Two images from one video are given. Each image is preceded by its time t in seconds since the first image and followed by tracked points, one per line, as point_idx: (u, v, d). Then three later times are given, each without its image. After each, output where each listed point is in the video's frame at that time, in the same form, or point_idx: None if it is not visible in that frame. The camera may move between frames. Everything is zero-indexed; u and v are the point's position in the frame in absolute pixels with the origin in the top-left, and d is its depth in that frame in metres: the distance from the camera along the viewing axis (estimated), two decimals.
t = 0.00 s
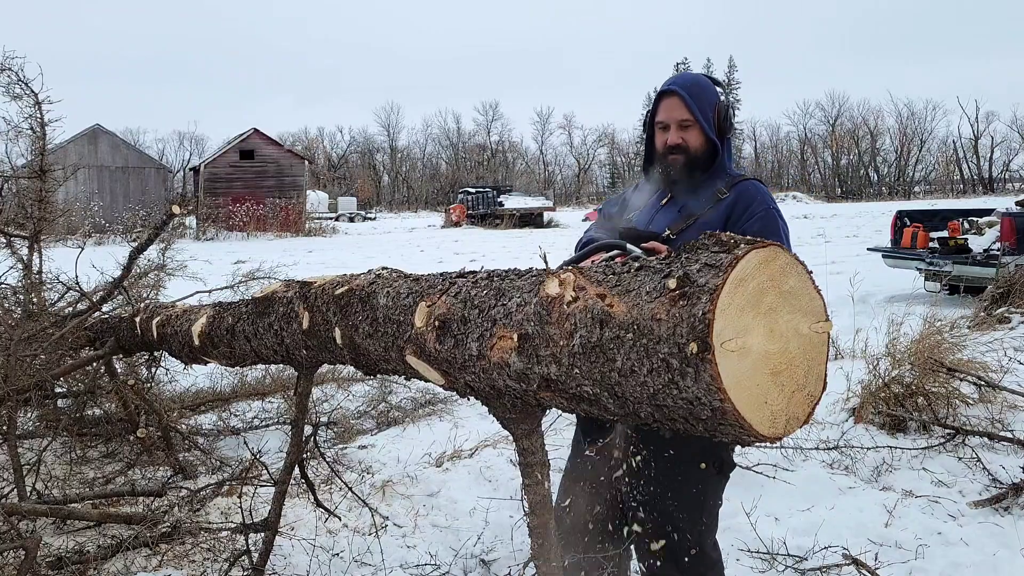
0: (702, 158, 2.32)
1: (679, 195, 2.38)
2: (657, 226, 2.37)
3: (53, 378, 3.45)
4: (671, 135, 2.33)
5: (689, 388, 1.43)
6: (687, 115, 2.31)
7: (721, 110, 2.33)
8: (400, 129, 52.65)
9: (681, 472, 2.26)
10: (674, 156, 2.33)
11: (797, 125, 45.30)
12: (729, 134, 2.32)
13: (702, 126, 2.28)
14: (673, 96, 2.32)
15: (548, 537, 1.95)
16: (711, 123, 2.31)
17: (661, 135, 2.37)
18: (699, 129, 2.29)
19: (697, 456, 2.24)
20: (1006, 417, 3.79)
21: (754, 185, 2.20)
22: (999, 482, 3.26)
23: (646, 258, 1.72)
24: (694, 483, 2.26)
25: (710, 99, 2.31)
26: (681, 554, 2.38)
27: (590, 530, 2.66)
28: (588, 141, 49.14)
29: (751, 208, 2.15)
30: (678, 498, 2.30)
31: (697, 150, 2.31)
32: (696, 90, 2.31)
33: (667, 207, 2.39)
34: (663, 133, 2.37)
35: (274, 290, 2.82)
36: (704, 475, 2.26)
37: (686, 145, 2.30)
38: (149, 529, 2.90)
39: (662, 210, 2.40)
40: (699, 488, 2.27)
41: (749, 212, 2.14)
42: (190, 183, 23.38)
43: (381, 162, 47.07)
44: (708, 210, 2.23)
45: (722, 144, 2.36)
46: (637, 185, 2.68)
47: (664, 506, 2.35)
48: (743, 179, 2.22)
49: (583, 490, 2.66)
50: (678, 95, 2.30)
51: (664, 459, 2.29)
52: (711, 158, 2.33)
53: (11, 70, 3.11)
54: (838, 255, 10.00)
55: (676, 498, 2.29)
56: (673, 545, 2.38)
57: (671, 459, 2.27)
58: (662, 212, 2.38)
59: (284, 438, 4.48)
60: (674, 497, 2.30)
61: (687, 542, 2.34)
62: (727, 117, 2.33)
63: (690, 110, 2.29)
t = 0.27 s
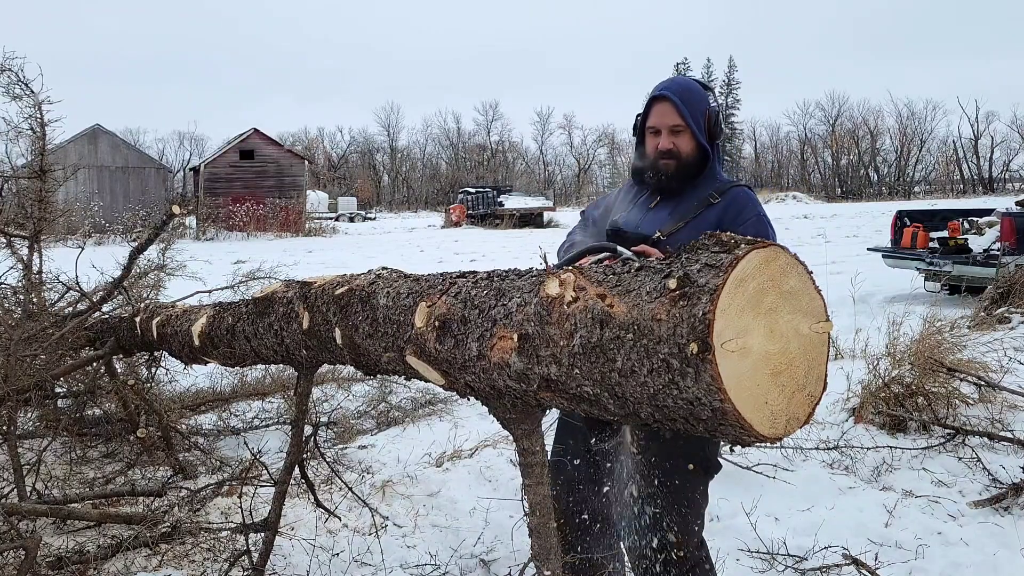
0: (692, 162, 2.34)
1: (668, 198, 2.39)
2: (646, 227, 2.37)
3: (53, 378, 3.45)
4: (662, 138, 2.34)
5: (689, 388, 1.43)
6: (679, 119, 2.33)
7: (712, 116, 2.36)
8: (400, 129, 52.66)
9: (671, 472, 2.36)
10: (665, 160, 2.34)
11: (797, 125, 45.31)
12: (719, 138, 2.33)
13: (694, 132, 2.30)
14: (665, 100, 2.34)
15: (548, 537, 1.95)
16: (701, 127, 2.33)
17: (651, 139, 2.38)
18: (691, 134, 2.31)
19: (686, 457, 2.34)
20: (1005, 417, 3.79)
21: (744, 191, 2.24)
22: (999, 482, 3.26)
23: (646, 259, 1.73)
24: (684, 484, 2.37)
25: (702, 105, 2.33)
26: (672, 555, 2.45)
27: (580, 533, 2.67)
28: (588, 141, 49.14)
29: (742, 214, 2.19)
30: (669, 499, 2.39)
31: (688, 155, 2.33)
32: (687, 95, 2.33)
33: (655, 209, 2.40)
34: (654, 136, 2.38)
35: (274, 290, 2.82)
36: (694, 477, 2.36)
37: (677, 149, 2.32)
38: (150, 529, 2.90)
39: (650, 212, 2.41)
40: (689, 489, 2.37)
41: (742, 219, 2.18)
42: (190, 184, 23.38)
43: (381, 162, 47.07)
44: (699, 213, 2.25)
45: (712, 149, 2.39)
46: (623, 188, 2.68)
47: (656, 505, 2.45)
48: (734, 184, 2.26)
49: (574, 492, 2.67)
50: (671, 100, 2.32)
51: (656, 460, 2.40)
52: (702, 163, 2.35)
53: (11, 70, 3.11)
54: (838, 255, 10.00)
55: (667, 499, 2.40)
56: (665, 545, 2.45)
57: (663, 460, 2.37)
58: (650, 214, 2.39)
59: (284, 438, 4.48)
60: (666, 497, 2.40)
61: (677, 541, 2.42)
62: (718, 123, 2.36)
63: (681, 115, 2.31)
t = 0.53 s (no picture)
0: (683, 162, 2.34)
1: (660, 198, 2.39)
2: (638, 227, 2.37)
3: (53, 378, 3.45)
4: (653, 138, 2.34)
5: (690, 388, 1.43)
6: (670, 119, 2.33)
7: (702, 115, 2.36)
8: (400, 129, 52.66)
9: (671, 475, 2.35)
10: (657, 159, 2.34)
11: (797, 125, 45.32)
12: (710, 137, 2.34)
13: (685, 131, 2.30)
14: (655, 99, 2.34)
15: (549, 537, 1.95)
16: (693, 126, 2.33)
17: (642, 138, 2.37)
18: (682, 133, 2.31)
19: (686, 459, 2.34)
20: (1005, 417, 3.79)
21: (736, 189, 2.24)
22: (999, 482, 3.26)
23: (645, 259, 1.73)
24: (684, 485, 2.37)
25: (692, 104, 2.34)
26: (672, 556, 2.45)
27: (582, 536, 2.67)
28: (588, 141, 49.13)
29: (736, 212, 2.18)
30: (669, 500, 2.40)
31: (679, 154, 2.33)
32: (678, 95, 2.33)
33: (647, 209, 2.39)
34: (645, 136, 2.38)
35: (274, 291, 2.82)
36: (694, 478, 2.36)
37: (669, 149, 2.32)
38: (150, 529, 2.90)
39: (642, 212, 2.41)
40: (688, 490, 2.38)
41: (736, 216, 2.18)
42: (190, 184, 23.38)
43: (381, 162, 47.07)
44: (693, 212, 2.24)
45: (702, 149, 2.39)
46: (613, 188, 2.68)
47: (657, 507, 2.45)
48: (726, 183, 2.26)
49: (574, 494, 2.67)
50: (662, 99, 2.32)
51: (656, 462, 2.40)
52: (693, 162, 2.35)
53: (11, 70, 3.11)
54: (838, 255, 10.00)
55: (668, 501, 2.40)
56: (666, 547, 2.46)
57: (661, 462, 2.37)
58: (643, 214, 2.39)
59: (284, 438, 4.48)
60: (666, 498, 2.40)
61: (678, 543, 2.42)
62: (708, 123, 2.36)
63: (673, 114, 2.31)
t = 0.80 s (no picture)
0: (680, 161, 2.35)
1: (657, 197, 2.39)
2: (635, 226, 2.37)
3: (53, 378, 3.45)
4: (649, 137, 2.34)
5: (690, 389, 1.43)
6: (666, 118, 2.33)
7: (697, 114, 2.37)
8: (400, 129, 52.67)
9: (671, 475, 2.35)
10: (653, 159, 2.34)
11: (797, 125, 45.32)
12: (706, 136, 2.34)
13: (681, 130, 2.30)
14: (652, 99, 2.34)
15: (549, 537, 1.95)
16: (689, 124, 2.33)
17: (639, 138, 2.38)
18: (678, 132, 2.31)
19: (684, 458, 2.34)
20: (1005, 417, 3.79)
21: (733, 187, 2.24)
22: (1000, 482, 3.26)
23: (645, 259, 1.73)
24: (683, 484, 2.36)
25: (688, 104, 2.34)
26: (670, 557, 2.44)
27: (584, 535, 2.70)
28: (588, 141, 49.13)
29: (733, 209, 2.18)
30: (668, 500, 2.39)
31: (675, 153, 2.33)
32: (674, 93, 2.33)
33: (644, 209, 2.39)
34: (642, 135, 2.38)
35: (274, 291, 2.82)
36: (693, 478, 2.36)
37: (665, 148, 2.32)
38: (150, 529, 2.90)
39: (638, 211, 2.41)
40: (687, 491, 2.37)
41: (732, 213, 2.18)
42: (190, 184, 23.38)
43: (381, 162, 47.07)
44: (689, 211, 2.24)
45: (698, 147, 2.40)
46: (609, 187, 2.68)
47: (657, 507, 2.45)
48: (722, 181, 2.26)
49: (576, 494, 2.68)
50: (658, 98, 2.32)
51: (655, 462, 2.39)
52: (689, 160, 2.36)
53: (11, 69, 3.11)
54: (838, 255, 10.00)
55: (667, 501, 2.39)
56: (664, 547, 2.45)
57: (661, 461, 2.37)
58: (640, 213, 2.39)
59: (284, 438, 4.48)
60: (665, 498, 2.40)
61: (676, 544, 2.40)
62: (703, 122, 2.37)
63: (669, 113, 2.31)
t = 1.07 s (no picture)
0: (677, 161, 2.35)
1: (654, 197, 2.40)
2: (633, 226, 2.38)
3: (53, 378, 3.45)
4: (647, 137, 2.34)
5: (690, 389, 1.43)
6: (664, 118, 2.32)
7: (695, 114, 2.36)
8: (400, 129, 52.67)
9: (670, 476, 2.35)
10: (651, 159, 2.34)
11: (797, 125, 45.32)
12: (704, 135, 2.34)
13: (679, 131, 2.30)
14: (649, 99, 2.33)
15: (549, 537, 1.95)
16: (687, 124, 2.33)
17: (636, 138, 2.37)
18: (675, 133, 2.31)
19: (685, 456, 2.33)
20: (1005, 417, 3.79)
21: (730, 185, 2.24)
22: (1000, 482, 3.26)
23: (645, 259, 1.73)
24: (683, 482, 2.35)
25: (685, 104, 2.33)
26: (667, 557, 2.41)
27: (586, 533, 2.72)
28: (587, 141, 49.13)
29: (730, 208, 2.18)
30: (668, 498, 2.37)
31: (673, 153, 2.33)
32: (671, 94, 2.32)
33: (642, 209, 2.40)
34: (639, 136, 2.38)
35: (274, 291, 2.82)
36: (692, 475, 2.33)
37: (663, 149, 2.32)
38: (149, 529, 2.90)
39: (636, 211, 2.41)
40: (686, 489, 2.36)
41: (729, 212, 2.18)
42: (190, 184, 23.38)
43: (381, 162, 47.08)
44: (687, 210, 2.25)
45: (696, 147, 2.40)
46: (606, 187, 2.68)
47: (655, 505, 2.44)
48: (719, 180, 2.26)
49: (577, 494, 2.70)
50: (655, 99, 2.31)
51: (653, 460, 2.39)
52: (686, 161, 2.36)
53: (11, 69, 3.11)
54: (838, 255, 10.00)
55: (665, 500, 2.38)
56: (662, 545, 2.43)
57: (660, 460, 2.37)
58: (638, 213, 2.39)
59: (284, 437, 4.48)
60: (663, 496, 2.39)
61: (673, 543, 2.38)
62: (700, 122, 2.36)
63: (666, 113, 2.31)
